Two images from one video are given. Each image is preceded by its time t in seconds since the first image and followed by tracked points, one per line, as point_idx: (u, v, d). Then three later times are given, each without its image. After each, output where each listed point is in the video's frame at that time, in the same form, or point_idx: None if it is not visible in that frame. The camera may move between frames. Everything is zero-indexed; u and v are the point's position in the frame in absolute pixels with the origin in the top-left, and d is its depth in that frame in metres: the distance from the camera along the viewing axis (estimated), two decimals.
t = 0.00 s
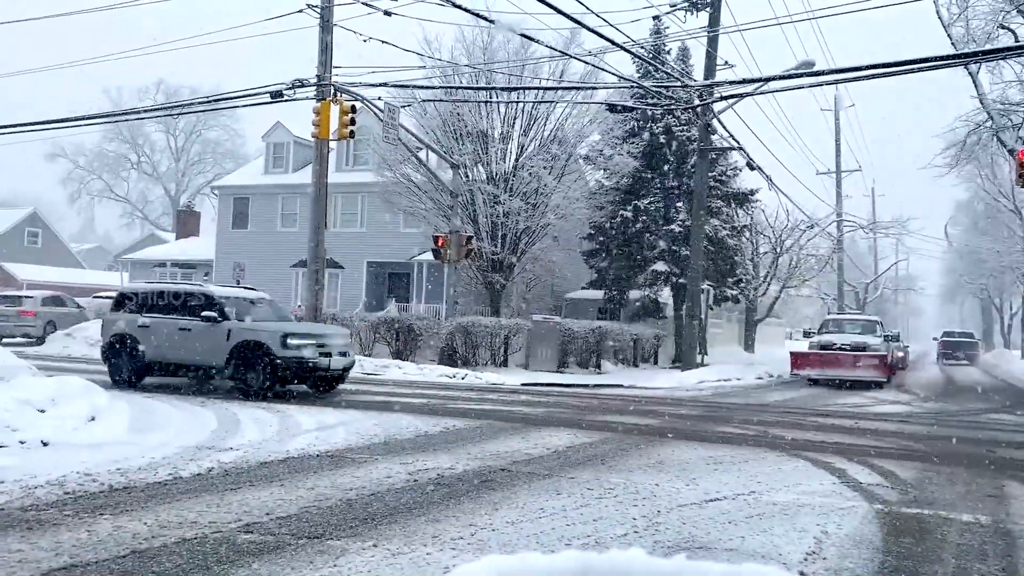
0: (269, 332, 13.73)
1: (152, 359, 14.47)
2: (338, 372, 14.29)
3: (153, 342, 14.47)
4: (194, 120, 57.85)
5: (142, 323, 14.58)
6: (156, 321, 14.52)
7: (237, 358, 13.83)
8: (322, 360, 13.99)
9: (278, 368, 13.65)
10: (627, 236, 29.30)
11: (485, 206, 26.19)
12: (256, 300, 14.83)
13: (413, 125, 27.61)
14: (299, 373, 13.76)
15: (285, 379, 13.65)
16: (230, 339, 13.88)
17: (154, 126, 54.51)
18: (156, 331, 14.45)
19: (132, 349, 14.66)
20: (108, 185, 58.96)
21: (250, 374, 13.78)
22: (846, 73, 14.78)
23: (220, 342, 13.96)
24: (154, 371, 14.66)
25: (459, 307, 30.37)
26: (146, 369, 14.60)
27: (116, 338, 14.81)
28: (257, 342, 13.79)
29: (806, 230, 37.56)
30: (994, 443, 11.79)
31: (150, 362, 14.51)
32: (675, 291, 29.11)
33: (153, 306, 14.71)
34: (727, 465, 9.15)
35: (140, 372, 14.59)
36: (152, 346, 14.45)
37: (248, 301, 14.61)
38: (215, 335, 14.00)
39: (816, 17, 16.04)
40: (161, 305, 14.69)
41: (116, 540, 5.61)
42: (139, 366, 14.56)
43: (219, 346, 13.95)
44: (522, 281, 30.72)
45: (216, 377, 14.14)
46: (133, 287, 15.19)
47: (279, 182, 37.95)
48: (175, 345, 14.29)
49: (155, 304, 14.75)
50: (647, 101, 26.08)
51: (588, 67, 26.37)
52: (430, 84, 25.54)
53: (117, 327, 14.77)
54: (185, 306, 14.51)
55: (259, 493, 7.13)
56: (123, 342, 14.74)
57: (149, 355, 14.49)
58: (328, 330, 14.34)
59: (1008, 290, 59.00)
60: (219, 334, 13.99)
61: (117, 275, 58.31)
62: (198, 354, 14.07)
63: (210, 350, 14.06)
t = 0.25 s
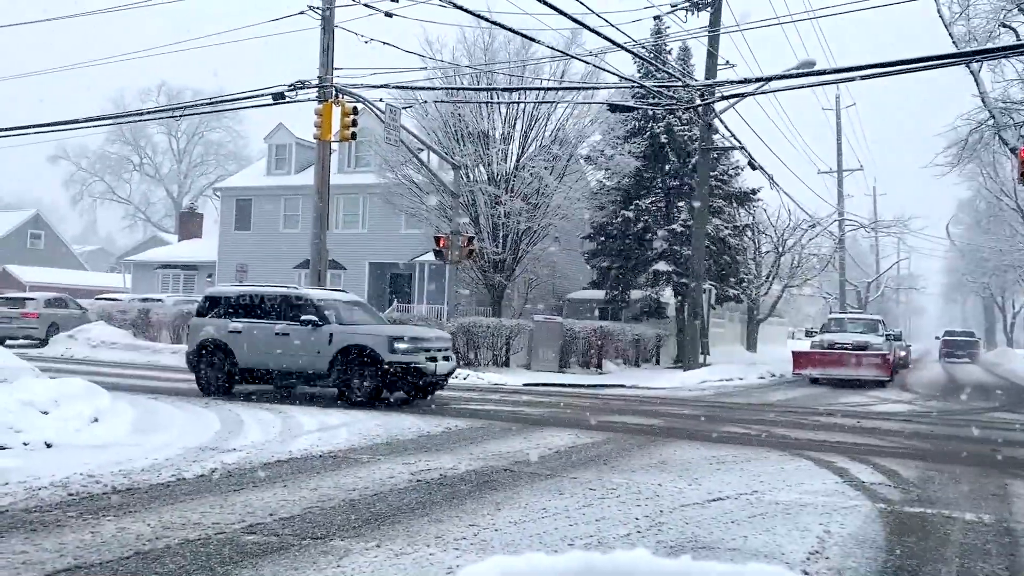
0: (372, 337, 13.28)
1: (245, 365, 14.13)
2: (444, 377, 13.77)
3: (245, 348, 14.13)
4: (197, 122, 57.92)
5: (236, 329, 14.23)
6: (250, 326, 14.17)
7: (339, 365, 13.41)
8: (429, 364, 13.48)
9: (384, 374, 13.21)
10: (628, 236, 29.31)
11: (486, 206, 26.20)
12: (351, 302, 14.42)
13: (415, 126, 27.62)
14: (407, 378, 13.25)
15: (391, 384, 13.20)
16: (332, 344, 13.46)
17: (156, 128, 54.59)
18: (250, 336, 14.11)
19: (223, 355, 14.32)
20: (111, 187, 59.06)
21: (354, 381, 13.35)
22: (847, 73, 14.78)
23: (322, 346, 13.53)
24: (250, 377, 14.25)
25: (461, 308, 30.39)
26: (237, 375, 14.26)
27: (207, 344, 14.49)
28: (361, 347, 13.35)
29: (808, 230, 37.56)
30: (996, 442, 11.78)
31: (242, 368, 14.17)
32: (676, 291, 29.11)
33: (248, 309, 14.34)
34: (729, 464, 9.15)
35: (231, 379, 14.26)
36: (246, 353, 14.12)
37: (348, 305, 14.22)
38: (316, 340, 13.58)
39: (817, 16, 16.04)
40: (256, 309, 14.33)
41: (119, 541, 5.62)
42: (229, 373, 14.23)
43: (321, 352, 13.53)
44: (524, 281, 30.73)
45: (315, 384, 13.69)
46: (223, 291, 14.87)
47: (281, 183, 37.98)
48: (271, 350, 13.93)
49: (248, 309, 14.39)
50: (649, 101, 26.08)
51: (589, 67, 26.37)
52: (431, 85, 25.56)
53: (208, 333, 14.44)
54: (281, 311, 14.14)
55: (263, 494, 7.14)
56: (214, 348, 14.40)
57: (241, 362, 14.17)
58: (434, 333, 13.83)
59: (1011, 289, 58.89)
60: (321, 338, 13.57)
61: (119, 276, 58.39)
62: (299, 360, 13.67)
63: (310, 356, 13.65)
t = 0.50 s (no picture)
0: (491, 341, 12.59)
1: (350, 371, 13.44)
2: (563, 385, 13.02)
3: (349, 353, 13.46)
4: (199, 123, 57.98)
5: (338, 333, 13.57)
6: (354, 331, 13.51)
7: (456, 371, 12.74)
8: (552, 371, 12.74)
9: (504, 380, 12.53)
10: (631, 236, 29.30)
11: (489, 207, 26.20)
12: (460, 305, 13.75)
13: (417, 126, 27.64)
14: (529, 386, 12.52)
15: (513, 392, 12.50)
16: (449, 349, 12.80)
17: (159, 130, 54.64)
18: (355, 341, 13.45)
19: (324, 361, 13.67)
20: (113, 188, 59.13)
21: (472, 388, 12.72)
22: (850, 72, 14.75)
23: (436, 351, 12.86)
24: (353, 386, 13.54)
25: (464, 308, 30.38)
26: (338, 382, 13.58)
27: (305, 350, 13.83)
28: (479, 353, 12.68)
29: (811, 229, 37.53)
30: (1000, 441, 11.75)
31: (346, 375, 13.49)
32: (680, 290, 29.07)
33: (349, 313, 13.72)
34: (733, 464, 9.13)
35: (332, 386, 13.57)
36: (349, 358, 13.44)
37: (460, 310, 13.55)
38: (430, 345, 12.92)
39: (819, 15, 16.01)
40: (360, 313, 13.69)
41: (123, 543, 5.62)
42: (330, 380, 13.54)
43: (436, 358, 12.86)
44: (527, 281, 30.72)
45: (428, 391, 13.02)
46: (319, 294, 14.23)
47: (284, 184, 38.00)
48: (378, 356, 13.25)
49: (352, 313, 13.74)
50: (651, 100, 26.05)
51: (592, 67, 26.36)
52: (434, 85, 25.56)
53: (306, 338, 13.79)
54: (388, 315, 13.49)
55: (266, 495, 7.13)
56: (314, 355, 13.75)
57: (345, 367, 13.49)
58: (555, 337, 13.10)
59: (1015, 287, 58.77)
60: (436, 342, 12.90)
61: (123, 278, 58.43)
62: (410, 366, 13.00)
63: (422, 361, 12.99)
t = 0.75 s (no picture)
0: (633, 349, 11.58)
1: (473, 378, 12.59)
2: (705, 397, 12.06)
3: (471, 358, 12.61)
4: (203, 124, 58.05)
5: (458, 336, 12.72)
6: (477, 334, 12.64)
7: (593, 380, 11.79)
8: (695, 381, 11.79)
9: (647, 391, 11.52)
10: (634, 236, 29.30)
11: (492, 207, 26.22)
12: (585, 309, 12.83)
13: (420, 127, 27.67)
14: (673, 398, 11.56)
15: (657, 404, 11.51)
16: (584, 356, 11.85)
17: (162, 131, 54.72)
18: (476, 345, 12.59)
19: (441, 367, 12.87)
20: (117, 189, 59.22)
21: (611, 399, 11.76)
22: (853, 70, 14.72)
23: (568, 358, 11.93)
24: (475, 394, 12.72)
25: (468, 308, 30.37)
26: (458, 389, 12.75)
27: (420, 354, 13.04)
28: (617, 361, 11.70)
29: (815, 228, 37.49)
30: (1005, 440, 11.72)
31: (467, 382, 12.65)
32: (684, 290, 29.06)
33: (465, 315, 12.88)
34: (737, 464, 9.13)
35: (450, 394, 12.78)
36: (473, 364, 12.58)
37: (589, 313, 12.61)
38: (562, 351, 11.97)
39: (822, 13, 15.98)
40: (481, 315, 12.83)
41: (128, 543, 5.63)
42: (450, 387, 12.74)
43: (570, 365, 11.92)
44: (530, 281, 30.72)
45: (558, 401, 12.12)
46: (433, 294, 13.36)
47: (287, 185, 38.03)
48: (503, 362, 12.37)
49: (472, 313, 12.89)
50: (654, 99, 26.03)
51: (595, 66, 26.37)
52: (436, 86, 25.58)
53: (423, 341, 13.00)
54: (511, 316, 12.59)
55: (270, 495, 7.14)
56: (429, 359, 12.95)
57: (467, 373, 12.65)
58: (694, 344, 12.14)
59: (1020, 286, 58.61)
60: (569, 348, 11.96)
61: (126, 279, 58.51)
62: (539, 373, 12.12)
63: (552, 369, 12.08)
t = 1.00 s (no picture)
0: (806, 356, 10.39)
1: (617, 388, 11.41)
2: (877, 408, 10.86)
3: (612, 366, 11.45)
4: (207, 124, 58.14)
5: (596, 341, 11.57)
6: (619, 338, 11.46)
7: (754, 390, 10.60)
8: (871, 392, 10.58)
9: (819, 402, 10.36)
10: (639, 235, 29.29)
11: (496, 206, 26.22)
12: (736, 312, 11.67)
13: (424, 127, 27.68)
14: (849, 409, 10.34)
15: (832, 417, 10.32)
16: (745, 363, 10.66)
17: (167, 132, 54.82)
18: (618, 351, 11.42)
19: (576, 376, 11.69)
20: (122, 190, 59.35)
21: (776, 410, 10.58)
22: (857, 68, 14.69)
23: (728, 365, 10.73)
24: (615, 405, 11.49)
25: (472, 308, 30.37)
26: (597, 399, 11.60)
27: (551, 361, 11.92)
28: (791, 370, 10.48)
29: (819, 226, 37.45)
30: (1012, 438, 11.68)
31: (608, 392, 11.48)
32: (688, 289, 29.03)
33: (602, 319, 11.71)
34: (742, 463, 9.11)
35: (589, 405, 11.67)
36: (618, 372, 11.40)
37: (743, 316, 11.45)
38: (720, 357, 10.79)
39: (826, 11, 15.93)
40: (620, 317, 11.65)
41: (134, 543, 5.64)
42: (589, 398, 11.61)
43: (728, 374, 10.74)
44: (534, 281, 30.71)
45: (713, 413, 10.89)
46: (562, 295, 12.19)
47: (291, 185, 38.06)
48: (650, 371, 11.17)
49: (608, 316, 11.72)
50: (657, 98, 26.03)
51: (598, 65, 26.36)
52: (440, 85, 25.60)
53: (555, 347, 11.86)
54: (656, 319, 11.40)
55: (276, 495, 7.15)
56: (561, 367, 11.84)
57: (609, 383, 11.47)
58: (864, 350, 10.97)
59: None
60: (727, 354, 10.77)
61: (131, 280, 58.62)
62: (693, 382, 10.91)
63: (706, 376, 10.88)
